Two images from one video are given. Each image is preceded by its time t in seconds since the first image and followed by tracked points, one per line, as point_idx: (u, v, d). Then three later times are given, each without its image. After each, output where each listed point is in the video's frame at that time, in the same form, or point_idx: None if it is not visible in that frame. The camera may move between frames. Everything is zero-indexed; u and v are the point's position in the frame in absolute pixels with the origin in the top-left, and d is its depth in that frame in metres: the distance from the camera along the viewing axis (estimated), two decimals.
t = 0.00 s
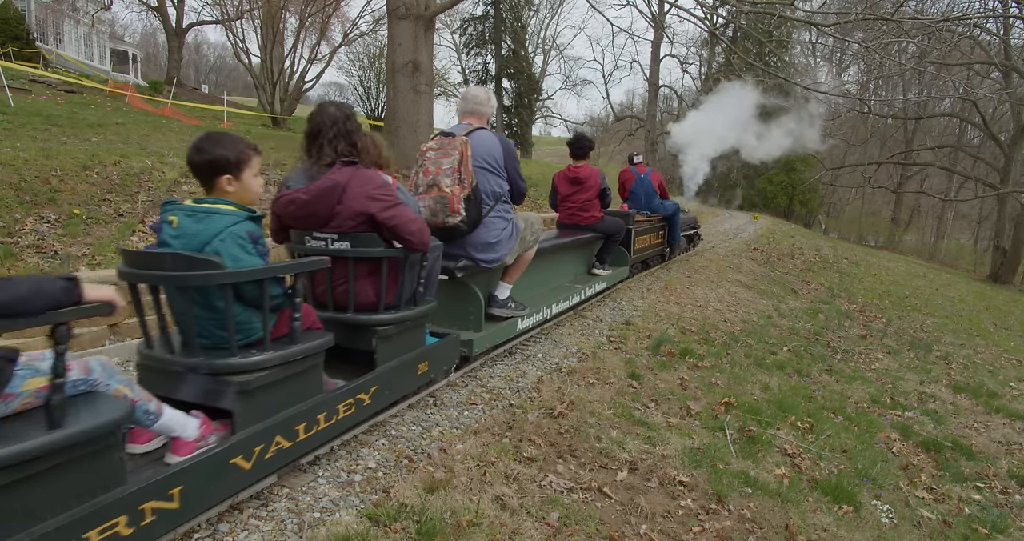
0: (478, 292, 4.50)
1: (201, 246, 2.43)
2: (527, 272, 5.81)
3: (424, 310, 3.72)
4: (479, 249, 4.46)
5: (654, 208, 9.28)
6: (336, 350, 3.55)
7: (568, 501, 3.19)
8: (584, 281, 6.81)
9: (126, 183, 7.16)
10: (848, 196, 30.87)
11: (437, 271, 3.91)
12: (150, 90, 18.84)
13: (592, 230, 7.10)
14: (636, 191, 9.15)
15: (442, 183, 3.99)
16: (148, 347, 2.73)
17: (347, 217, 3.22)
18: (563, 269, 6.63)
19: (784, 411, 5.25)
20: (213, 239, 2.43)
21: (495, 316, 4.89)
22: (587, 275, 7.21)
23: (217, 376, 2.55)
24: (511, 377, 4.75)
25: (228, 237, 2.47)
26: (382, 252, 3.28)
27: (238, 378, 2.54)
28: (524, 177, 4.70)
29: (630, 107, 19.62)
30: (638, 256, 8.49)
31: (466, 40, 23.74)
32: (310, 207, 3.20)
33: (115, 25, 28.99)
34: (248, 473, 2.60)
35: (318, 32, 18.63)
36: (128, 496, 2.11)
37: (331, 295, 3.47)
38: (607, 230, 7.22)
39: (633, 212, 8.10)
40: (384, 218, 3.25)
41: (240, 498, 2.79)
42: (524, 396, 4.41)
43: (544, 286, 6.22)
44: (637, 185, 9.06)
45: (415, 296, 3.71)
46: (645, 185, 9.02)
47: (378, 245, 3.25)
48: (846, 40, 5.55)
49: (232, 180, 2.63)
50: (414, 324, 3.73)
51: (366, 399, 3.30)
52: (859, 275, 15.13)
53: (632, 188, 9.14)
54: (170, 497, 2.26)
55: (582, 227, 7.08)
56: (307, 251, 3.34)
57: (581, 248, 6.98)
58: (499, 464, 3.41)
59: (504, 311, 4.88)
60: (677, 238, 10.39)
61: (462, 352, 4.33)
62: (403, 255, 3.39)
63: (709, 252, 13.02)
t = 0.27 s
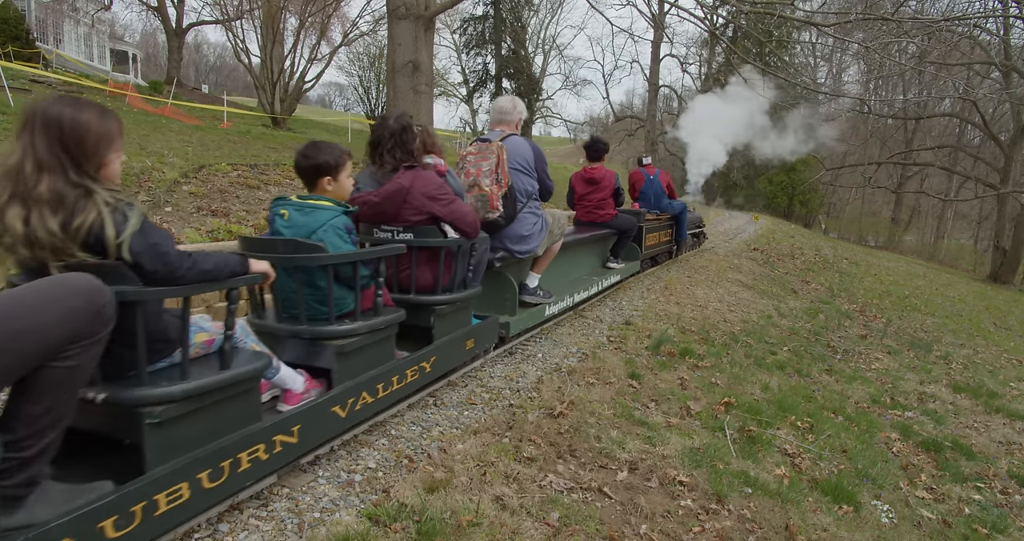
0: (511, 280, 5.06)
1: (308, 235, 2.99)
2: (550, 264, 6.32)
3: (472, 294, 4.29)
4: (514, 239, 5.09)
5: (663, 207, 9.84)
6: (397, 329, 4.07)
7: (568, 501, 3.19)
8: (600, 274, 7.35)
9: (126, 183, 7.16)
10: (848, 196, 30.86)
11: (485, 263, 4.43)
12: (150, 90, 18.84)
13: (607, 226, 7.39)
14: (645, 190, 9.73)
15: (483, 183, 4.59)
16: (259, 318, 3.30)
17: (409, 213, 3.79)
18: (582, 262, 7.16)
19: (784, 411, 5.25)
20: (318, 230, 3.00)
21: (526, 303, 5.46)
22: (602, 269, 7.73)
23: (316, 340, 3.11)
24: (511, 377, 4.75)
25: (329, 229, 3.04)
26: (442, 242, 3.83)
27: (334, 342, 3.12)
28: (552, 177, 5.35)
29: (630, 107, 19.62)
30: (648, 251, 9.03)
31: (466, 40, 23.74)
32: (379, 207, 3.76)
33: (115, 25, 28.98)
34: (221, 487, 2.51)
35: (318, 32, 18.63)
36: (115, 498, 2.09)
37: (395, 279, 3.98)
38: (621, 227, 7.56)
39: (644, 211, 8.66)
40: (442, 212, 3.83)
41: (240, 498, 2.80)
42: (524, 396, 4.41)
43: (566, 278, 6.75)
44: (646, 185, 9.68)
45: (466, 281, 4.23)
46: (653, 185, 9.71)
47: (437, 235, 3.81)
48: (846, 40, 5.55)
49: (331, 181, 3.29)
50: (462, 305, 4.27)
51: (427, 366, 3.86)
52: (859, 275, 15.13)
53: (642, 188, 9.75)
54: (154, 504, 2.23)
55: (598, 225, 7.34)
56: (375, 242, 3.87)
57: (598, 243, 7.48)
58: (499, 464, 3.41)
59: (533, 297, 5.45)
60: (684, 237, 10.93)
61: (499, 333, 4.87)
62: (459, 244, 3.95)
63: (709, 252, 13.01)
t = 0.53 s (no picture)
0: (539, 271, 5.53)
1: (381, 228, 3.54)
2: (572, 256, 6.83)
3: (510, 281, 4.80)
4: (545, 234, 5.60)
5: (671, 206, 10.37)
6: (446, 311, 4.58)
7: (568, 501, 3.19)
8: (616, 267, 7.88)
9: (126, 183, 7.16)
10: (848, 196, 30.86)
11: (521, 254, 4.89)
12: (150, 90, 18.84)
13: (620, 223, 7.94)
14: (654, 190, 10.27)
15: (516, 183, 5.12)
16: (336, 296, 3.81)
17: (458, 211, 4.29)
18: (599, 256, 7.68)
19: (784, 411, 5.25)
20: (390, 223, 3.56)
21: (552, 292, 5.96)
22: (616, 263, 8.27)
23: (387, 315, 3.64)
24: (511, 377, 4.75)
25: (398, 223, 3.61)
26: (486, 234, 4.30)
27: (403, 317, 3.66)
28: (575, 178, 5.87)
29: (630, 107, 19.63)
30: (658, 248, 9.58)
31: (466, 40, 23.75)
32: (431, 209, 4.29)
33: (115, 25, 28.99)
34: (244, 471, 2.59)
35: (318, 32, 18.64)
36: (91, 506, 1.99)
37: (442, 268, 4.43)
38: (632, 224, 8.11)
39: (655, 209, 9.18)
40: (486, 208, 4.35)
41: (240, 498, 2.80)
42: (524, 396, 4.40)
43: (585, 271, 7.23)
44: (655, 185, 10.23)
45: (504, 269, 4.67)
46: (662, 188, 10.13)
47: (483, 228, 4.29)
48: (846, 40, 5.55)
49: (400, 182, 3.84)
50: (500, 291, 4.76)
51: (474, 342, 4.38)
52: (859, 275, 15.12)
53: (651, 188, 10.30)
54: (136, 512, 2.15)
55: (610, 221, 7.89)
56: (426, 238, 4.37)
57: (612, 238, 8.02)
58: (499, 465, 3.41)
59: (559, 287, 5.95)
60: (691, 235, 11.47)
61: (531, 319, 5.37)
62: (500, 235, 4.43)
63: (709, 252, 13.01)
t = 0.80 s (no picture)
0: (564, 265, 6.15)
1: (435, 221, 4.18)
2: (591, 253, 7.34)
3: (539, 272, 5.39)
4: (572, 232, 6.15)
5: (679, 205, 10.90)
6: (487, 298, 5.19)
7: (568, 501, 3.19)
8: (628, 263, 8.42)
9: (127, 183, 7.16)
10: (848, 196, 30.85)
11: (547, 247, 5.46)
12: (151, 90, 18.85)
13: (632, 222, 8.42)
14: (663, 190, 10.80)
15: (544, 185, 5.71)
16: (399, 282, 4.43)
17: (496, 207, 4.86)
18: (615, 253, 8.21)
19: (784, 411, 5.25)
20: (443, 218, 4.20)
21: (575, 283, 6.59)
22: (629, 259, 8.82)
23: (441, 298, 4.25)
24: (510, 376, 4.75)
25: (450, 217, 4.24)
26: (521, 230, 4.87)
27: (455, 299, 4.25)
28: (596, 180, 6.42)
29: (630, 107, 19.64)
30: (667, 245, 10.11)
31: (466, 40, 23.73)
32: (473, 204, 4.92)
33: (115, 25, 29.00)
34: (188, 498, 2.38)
35: (318, 32, 18.64)
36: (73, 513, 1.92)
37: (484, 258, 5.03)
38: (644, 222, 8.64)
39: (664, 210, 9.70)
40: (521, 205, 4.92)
41: (240, 498, 2.80)
42: (524, 396, 4.41)
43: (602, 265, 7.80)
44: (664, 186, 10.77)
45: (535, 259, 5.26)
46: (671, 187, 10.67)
47: (518, 223, 4.84)
48: (847, 40, 5.55)
49: (449, 182, 4.42)
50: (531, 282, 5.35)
51: (510, 325, 4.98)
52: (859, 275, 15.12)
53: (661, 189, 10.84)
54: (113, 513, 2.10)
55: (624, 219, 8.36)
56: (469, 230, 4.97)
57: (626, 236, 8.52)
58: (499, 464, 3.41)
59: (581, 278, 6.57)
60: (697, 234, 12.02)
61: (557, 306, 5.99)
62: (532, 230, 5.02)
63: (709, 252, 13.01)
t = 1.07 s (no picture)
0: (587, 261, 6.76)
1: (480, 217, 4.70)
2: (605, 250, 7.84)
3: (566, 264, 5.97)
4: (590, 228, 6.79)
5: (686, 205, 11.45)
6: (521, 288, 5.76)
7: (568, 501, 3.19)
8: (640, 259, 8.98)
9: (127, 183, 7.17)
10: (849, 196, 30.85)
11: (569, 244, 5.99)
12: (150, 90, 18.83)
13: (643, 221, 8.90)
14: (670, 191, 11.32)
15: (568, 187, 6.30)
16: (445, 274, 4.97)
17: (528, 206, 5.40)
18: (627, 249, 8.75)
19: (784, 411, 5.25)
20: (485, 214, 4.72)
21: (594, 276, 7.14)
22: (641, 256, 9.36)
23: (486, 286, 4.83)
24: (511, 376, 4.76)
25: (490, 213, 4.77)
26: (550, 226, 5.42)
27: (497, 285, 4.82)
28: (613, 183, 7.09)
29: (630, 107, 19.64)
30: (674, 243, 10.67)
31: (466, 40, 23.71)
32: (508, 202, 5.46)
33: (114, 25, 29.00)
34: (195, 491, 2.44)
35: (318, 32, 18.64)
36: (85, 512, 2.00)
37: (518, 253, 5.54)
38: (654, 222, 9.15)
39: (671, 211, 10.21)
40: (551, 205, 5.47)
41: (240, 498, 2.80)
42: (524, 396, 4.41)
43: (615, 260, 8.41)
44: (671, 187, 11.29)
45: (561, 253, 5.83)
46: (679, 186, 11.29)
47: (548, 219, 5.38)
48: (847, 40, 5.55)
49: (489, 183, 4.96)
50: (557, 273, 5.90)
51: (541, 311, 5.54)
52: (859, 275, 15.12)
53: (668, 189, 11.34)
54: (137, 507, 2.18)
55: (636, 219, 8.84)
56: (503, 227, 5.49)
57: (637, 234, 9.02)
58: (499, 464, 3.41)
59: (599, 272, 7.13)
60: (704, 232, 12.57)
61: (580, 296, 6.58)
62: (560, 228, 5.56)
63: (709, 251, 13.01)
